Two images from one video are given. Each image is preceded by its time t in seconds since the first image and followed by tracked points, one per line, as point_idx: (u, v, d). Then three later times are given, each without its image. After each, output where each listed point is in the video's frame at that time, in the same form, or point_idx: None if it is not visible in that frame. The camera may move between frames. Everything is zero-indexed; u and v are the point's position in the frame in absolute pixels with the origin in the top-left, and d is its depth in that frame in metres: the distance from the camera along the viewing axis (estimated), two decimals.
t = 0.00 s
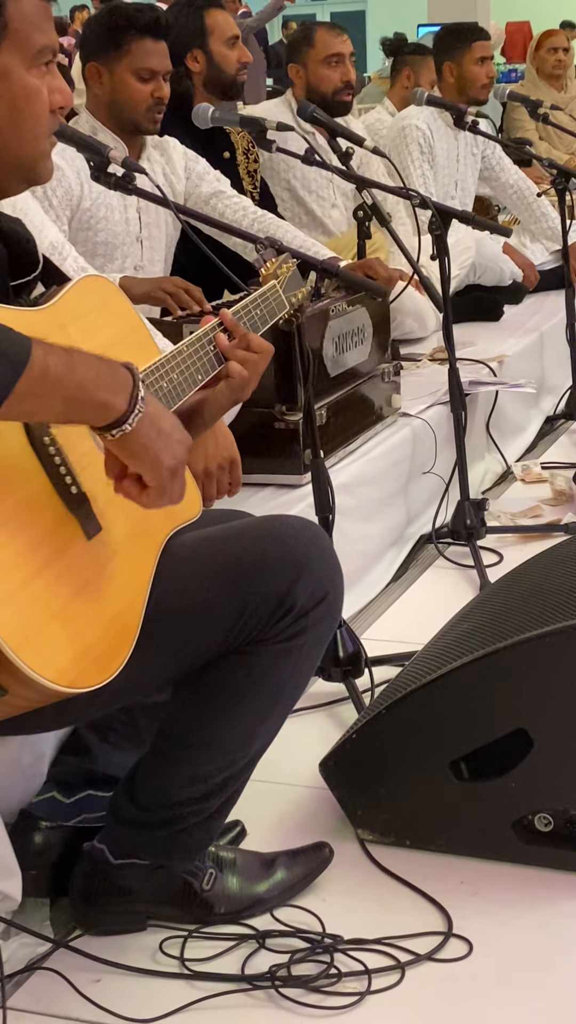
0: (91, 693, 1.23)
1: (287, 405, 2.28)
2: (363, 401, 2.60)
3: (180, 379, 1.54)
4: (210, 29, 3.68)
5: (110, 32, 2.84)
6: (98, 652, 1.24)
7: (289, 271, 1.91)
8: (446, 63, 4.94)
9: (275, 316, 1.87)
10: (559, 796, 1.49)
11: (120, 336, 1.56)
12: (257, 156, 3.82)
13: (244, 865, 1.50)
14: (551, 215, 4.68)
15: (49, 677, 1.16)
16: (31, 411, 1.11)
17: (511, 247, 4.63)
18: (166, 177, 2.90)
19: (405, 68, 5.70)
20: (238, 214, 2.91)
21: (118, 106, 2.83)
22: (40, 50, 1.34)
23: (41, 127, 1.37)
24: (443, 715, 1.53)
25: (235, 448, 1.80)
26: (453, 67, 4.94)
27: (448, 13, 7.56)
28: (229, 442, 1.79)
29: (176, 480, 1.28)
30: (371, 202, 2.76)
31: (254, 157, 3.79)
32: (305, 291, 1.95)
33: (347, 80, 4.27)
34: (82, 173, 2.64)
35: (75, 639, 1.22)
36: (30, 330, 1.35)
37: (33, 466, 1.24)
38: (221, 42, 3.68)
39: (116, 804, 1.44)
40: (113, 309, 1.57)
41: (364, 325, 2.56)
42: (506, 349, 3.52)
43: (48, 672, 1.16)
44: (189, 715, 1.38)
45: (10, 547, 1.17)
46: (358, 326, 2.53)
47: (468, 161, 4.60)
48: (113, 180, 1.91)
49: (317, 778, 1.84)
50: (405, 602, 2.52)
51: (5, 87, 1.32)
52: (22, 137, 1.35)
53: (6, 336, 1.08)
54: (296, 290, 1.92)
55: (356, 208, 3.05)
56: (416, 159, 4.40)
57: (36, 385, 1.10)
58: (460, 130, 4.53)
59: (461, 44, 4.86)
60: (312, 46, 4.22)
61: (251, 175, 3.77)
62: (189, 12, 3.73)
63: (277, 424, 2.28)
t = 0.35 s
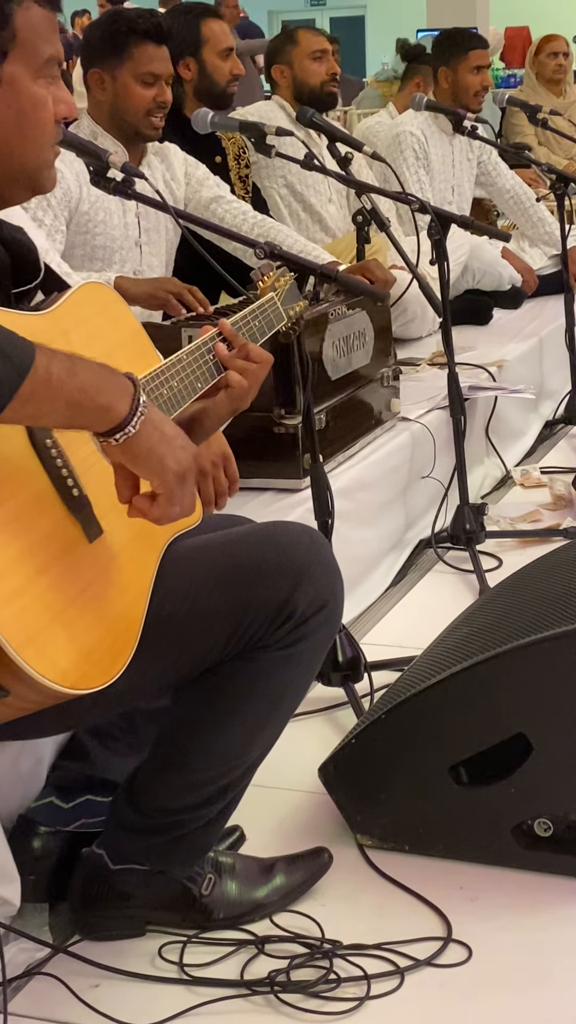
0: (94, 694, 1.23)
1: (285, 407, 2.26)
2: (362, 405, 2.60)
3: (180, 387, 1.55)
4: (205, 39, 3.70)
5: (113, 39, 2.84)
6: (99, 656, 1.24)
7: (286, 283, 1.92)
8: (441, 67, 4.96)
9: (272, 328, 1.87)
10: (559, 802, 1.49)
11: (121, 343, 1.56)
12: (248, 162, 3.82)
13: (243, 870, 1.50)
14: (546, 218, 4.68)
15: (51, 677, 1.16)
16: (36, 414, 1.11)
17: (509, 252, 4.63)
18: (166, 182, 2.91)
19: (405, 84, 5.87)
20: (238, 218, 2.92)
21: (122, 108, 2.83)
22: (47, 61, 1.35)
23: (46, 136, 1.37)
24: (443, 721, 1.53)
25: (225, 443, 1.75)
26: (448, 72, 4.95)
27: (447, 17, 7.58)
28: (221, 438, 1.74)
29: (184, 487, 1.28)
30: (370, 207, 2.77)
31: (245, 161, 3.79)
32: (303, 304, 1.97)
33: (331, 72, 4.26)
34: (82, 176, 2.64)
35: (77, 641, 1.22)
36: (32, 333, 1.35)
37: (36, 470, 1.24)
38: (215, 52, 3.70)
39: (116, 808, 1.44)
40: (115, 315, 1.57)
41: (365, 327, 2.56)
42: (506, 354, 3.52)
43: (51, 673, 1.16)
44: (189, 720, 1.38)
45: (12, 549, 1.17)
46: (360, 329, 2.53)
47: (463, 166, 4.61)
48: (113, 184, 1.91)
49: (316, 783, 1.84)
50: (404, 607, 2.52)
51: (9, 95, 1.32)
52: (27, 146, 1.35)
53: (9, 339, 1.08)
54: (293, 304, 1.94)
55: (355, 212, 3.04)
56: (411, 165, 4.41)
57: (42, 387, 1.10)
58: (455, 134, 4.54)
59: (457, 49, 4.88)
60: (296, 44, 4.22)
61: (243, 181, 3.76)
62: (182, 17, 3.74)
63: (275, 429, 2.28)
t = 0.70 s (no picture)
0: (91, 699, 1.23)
1: (285, 413, 2.27)
2: (361, 410, 2.60)
3: (180, 392, 1.55)
4: (205, 41, 3.70)
5: (119, 42, 2.85)
6: (97, 660, 1.24)
7: (290, 286, 1.91)
8: (439, 72, 4.96)
9: (275, 331, 1.88)
10: (558, 807, 1.49)
11: (122, 347, 1.56)
12: (252, 167, 3.82)
13: (242, 875, 1.50)
14: (545, 223, 4.71)
15: (47, 682, 1.16)
16: (35, 415, 1.12)
17: (508, 256, 4.64)
18: (165, 188, 2.91)
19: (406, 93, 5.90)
20: (236, 223, 2.94)
21: (129, 117, 2.83)
22: (56, 75, 1.35)
23: (50, 147, 1.38)
24: (442, 726, 1.53)
25: (219, 442, 1.81)
26: (444, 77, 4.96)
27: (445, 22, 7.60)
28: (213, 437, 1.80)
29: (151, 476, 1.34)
30: (370, 212, 2.77)
31: (250, 167, 3.80)
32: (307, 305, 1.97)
33: (323, 82, 4.24)
34: (79, 180, 2.64)
35: (75, 645, 1.22)
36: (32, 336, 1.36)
37: (35, 474, 1.24)
38: (216, 55, 3.69)
39: (114, 814, 1.44)
40: (115, 320, 1.57)
41: (364, 332, 2.57)
42: (505, 358, 3.53)
43: (47, 679, 1.16)
44: (189, 726, 1.38)
45: (9, 553, 1.17)
46: (358, 334, 2.54)
47: (460, 171, 4.62)
48: (112, 189, 1.92)
49: (316, 789, 1.84)
50: (403, 611, 2.52)
51: (21, 109, 1.32)
52: (33, 158, 1.36)
53: (9, 343, 1.08)
54: (297, 306, 1.94)
55: (354, 217, 3.05)
56: (409, 170, 4.41)
57: (42, 390, 1.11)
58: (452, 138, 4.55)
59: (456, 54, 4.89)
60: (293, 55, 4.23)
61: (247, 186, 3.78)
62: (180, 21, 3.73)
63: (276, 435, 2.29)
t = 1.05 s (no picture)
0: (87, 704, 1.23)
1: (283, 415, 2.27)
2: (360, 414, 2.60)
3: (183, 390, 1.55)
4: (216, 52, 3.71)
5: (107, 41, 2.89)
6: (93, 664, 1.24)
7: (297, 279, 1.93)
8: (436, 77, 4.97)
9: (281, 324, 1.87)
10: (557, 810, 1.49)
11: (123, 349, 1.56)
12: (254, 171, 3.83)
13: (242, 879, 1.50)
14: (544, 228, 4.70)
15: (43, 689, 1.16)
16: (33, 410, 1.12)
17: (507, 260, 4.65)
18: (164, 190, 2.91)
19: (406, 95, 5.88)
20: (235, 227, 2.94)
21: (115, 113, 2.84)
22: (48, 73, 1.36)
23: (45, 149, 1.38)
24: (441, 729, 1.53)
25: (219, 450, 1.84)
26: (441, 81, 4.97)
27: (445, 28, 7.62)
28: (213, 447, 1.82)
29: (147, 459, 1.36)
30: (370, 216, 2.78)
31: (251, 172, 3.81)
32: (312, 298, 1.96)
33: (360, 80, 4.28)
34: (79, 183, 2.65)
35: (71, 650, 1.22)
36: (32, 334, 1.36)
37: (33, 477, 1.24)
38: (225, 67, 3.71)
39: (113, 818, 1.44)
40: (117, 322, 1.57)
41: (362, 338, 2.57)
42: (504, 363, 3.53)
43: (43, 686, 1.16)
44: (187, 729, 1.38)
45: (7, 556, 1.17)
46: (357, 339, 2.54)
47: (458, 176, 4.62)
48: (111, 193, 1.92)
49: (315, 793, 1.84)
50: (402, 616, 2.52)
51: (12, 107, 1.32)
52: (28, 159, 1.36)
53: (5, 339, 1.09)
54: (303, 301, 1.93)
55: (354, 221, 3.05)
56: (407, 175, 4.42)
57: (40, 384, 1.11)
58: (450, 144, 4.55)
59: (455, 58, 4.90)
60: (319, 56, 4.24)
61: (248, 191, 3.79)
62: (190, 28, 3.73)
63: (273, 438, 2.29)
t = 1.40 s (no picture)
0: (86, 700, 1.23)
1: (283, 420, 2.26)
2: (359, 416, 2.60)
3: (178, 398, 1.56)
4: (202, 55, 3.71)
5: (124, 45, 2.86)
6: (94, 662, 1.24)
7: (287, 295, 1.92)
8: (427, 79, 4.98)
9: (272, 338, 1.88)
10: (555, 812, 1.49)
11: (121, 351, 1.56)
12: (244, 172, 3.82)
13: (240, 880, 1.50)
14: (542, 229, 4.68)
15: (43, 685, 1.17)
16: (37, 416, 1.12)
17: (506, 261, 4.65)
18: (161, 190, 2.90)
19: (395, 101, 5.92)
20: (232, 229, 2.93)
21: (138, 118, 2.86)
22: (43, 73, 1.35)
23: (40, 148, 1.38)
24: (439, 731, 1.53)
25: (224, 458, 1.81)
26: (434, 83, 4.98)
27: (443, 29, 7.63)
28: (219, 455, 1.80)
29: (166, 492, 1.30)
30: (367, 217, 2.78)
31: (242, 172, 3.79)
32: (302, 314, 1.96)
33: (371, 80, 4.28)
34: (77, 185, 2.66)
35: (73, 648, 1.22)
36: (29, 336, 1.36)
37: (32, 475, 1.24)
38: (209, 72, 3.71)
39: (111, 818, 1.44)
40: (115, 323, 1.57)
41: (375, 338, 2.61)
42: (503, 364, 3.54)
43: (43, 681, 1.17)
44: (186, 731, 1.38)
45: (8, 555, 1.17)
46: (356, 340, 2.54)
47: (456, 176, 4.63)
48: (110, 194, 1.91)
49: (314, 794, 1.84)
50: (401, 616, 2.53)
51: (8, 107, 1.33)
52: (23, 159, 1.37)
53: (9, 342, 1.09)
54: (294, 314, 1.94)
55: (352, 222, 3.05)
56: (405, 177, 4.42)
57: (42, 393, 1.11)
58: (447, 144, 4.56)
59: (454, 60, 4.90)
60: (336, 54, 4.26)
61: (239, 192, 3.77)
62: (180, 28, 3.73)
63: (274, 439, 2.29)
